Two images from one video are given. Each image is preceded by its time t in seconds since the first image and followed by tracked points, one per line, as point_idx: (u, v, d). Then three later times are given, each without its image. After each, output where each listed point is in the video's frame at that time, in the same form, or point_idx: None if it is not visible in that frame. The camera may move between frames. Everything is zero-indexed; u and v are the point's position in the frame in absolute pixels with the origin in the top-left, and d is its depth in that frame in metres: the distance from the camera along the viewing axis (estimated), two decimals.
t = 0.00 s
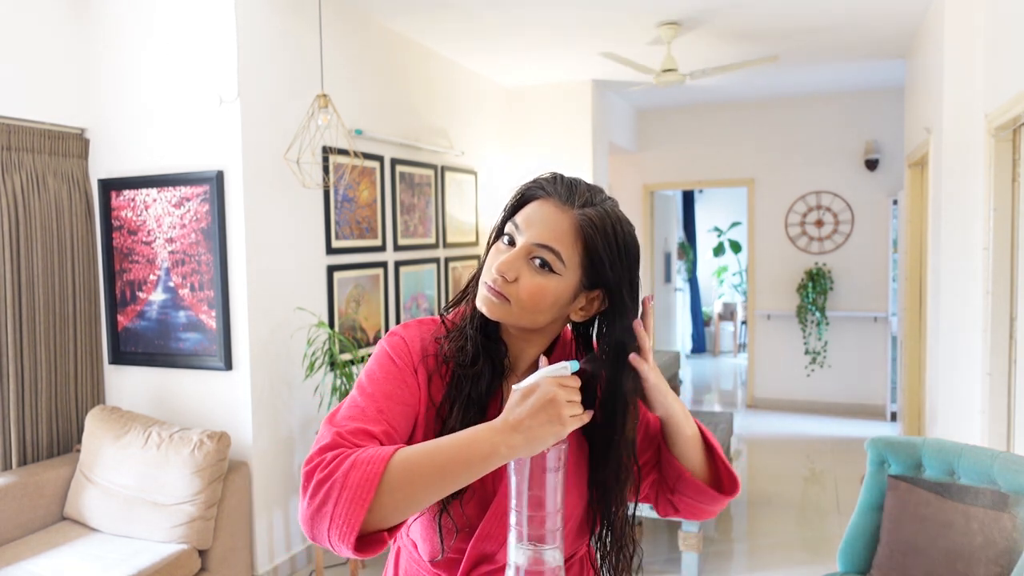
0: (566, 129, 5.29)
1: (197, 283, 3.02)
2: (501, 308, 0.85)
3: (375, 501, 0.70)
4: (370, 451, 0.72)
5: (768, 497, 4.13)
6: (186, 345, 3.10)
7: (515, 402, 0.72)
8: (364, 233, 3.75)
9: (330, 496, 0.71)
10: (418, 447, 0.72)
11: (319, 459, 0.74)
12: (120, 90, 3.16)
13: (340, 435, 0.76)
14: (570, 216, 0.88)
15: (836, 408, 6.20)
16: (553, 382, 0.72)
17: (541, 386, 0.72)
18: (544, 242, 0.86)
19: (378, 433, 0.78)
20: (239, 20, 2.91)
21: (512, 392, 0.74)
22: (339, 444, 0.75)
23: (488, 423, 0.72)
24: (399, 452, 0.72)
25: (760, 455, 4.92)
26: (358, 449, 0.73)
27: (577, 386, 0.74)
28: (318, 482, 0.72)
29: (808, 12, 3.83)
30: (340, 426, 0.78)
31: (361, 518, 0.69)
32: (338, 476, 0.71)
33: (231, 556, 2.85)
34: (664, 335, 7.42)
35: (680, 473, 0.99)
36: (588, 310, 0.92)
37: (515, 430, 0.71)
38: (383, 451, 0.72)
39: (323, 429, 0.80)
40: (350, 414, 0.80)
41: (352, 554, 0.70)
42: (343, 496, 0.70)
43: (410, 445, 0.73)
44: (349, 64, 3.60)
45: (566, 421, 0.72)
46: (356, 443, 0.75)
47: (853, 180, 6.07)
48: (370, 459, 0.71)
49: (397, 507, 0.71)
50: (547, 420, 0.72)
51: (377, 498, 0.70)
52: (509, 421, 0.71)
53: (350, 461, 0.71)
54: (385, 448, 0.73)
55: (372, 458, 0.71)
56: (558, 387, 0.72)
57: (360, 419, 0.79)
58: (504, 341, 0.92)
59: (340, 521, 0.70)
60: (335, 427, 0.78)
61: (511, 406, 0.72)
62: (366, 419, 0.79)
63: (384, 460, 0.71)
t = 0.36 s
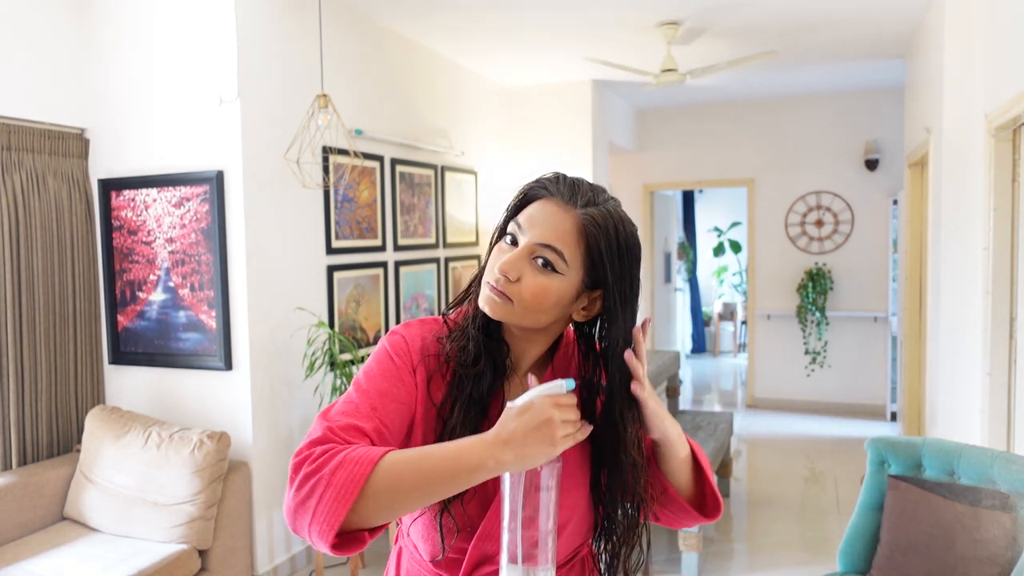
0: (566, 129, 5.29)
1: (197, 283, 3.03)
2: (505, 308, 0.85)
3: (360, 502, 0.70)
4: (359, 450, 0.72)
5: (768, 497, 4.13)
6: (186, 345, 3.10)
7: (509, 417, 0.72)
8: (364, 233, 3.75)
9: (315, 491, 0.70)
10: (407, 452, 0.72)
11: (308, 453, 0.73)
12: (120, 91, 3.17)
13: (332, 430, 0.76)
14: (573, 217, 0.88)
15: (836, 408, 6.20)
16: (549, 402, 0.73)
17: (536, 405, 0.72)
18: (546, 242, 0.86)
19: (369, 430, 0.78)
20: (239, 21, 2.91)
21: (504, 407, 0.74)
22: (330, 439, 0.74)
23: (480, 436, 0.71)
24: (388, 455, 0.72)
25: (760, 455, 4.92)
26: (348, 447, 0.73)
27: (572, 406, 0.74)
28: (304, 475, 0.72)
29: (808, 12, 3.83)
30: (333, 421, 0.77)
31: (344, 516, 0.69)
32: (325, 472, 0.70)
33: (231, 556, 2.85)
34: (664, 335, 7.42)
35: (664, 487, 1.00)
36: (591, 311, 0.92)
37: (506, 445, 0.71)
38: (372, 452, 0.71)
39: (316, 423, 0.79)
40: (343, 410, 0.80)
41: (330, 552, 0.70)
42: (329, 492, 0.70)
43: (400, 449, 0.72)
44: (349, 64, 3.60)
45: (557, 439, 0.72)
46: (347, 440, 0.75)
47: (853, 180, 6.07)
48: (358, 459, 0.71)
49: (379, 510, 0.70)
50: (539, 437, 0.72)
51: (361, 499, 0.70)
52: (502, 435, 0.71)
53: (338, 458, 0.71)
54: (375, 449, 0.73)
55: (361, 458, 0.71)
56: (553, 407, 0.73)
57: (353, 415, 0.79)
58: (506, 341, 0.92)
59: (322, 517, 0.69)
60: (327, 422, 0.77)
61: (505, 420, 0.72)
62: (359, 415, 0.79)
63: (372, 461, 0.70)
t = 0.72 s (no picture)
0: (566, 129, 5.29)
1: (198, 283, 3.02)
2: (507, 307, 0.85)
3: (348, 517, 0.69)
4: (353, 462, 0.71)
5: (768, 497, 4.14)
6: (186, 345, 3.10)
7: (506, 451, 0.71)
8: (364, 233, 3.75)
9: (306, 499, 0.70)
10: (402, 473, 0.71)
11: (302, 458, 0.73)
12: (120, 91, 3.17)
13: (327, 435, 0.75)
14: (574, 214, 0.88)
15: (836, 408, 6.20)
16: (547, 441, 0.71)
17: (534, 441, 0.71)
18: (547, 241, 0.86)
19: (363, 436, 0.78)
20: (238, 20, 2.91)
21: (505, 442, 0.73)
22: (325, 445, 0.74)
23: (475, 467, 0.70)
24: (381, 472, 0.71)
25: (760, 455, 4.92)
26: (343, 456, 0.73)
27: (571, 448, 0.73)
28: (297, 481, 0.71)
29: (807, 12, 3.83)
30: (329, 425, 0.77)
31: (331, 528, 0.69)
32: (317, 481, 0.70)
33: (231, 556, 2.85)
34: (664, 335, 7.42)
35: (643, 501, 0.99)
36: (593, 309, 0.92)
37: (497, 479, 0.69)
38: (366, 467, 0.71)
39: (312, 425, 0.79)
40: (340, 413, 0.79)
41: (313, 563, 0.70)
42: (319, 502, 0.69)
43: (395, 466, 0.71)
44: (349, 64, 3.60)
45: (550, 481, 0.70)
46: (343, 447, 0.75)
47: (853, 180, 6.07)
48: (351, 473, 0.70)
49: (365, 525, 0.70)
50: (532, 475, 0.70)
51: (349, 514, 0.69)
52: (495, 469, 0.70)
53: (332, 468, 0.70)
54: (370, 462, 0.73)
55: (353, 472, 0.70)
56: (550, 446, 0.71)
57: (349, 420, 0.78)
58: (506, 341, 0.92)
59: (309, 527, 0.69)
60: (324, 425, 0.77)
61: (502, 454, 0.71)
62: (354, 420, 0.79)
63: (365, 477, 0.70)
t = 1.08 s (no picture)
0: (566, 129, 5.30)
1: (198, 283, 3.03)
2: (507, 307, 0.85)
3: (339, 533, 0.69)
4: (348, 477, 0.70)
5: (768, 497, 4.13)
6: (186, 345, 3.10)
7: (504, 483, 0.72)
8: (364, 233, 3.75)
9: (298, 511, 0.69)
10: (396, 493, 0.70)
11: (296, 467, 0.72)
12: (120, 91, 3.17)
13: (322, 443, 0.74)
14: (571, 210, 0.88)
15: (836, 408, 6.20)
16: (546, 478, 0.73)
17: (533, 476, 0.72)
18: (546, 239, 0.86)
19: (358, 443, 0.77)
20: (238, 21, 2.91)
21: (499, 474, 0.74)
22: (319, 454, 0.73)
23: (471, 495, 0.70)
24: (375, 491, 0.70)
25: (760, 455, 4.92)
26: (338, 469, 0.72)
27: (568, 486, 0.74)
28: (290, 491, 0.70)
29: (807, 12, 3.83)
30: (324, 432, 0.76)
31: (321, 542, 0.68)
32: (310, 494, 0.69)
33: (231, 556, 2.85)
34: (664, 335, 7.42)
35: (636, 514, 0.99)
36: (593, 306, 0.92)
37: (493, 510, 0.70)
38: (360, 483, 0.70)
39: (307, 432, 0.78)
40: (334, 419, 0.78)
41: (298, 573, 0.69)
42: (311, 516, 0.68)
43: (389, 486, 0.71)
44: (349, 64, 3.60)
45: (545, 514, 0.71)
46: (337, 457, 0.74)
47: (853, 180, 6.07)
48: (345, 489, 0.69)
49: (354, 541, 0.69)
50: (529, 507, 0.71)
51: (339, 530, 0.69)
52: (491, 500, 0.70)
53: (326, 482, 0.69)
54: (365, 477, 0.72)
55: (348, 488, 0.69)
56: (549, 484, 0.72)
57: (344, 427, 0.77)
58: (505, 341, 0.92)
59: (299, 539, 0.68)
60: (319, 432, 0.76)
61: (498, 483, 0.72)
62: (349, 428, 0.78)
63: (359, 494, 0.69)
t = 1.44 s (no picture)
0: (566, 129, 5.30)
1: (197, 283, 3.03)
2: (502, 306, 0.85)
3: (336, 561, 0.69)
4: (349, 506, 0.71)
5: (768, 497, 4.13)
6: (186, 345, 3.10)
7: (503, 532, 0.70)
8: (364, 233, 3.75)
9: (298, 535, 0.70)
10: (394, 531, 0.70)
11: (298, 488, 0.72)
12: (120, 91, 3.17)
13: (322, 461, 0.74)
14: (560, 206, 0.88)
15: (835, 409, 6.20)
16: (545, 533, 0.71)
17: (531, 530, 0.70)
18: (537, 236, 0.86)
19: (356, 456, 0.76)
20: (239, 20, 2.91)
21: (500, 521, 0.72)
22: (320, 476, 0.73)
23: (469, 543, 0.69)
24: (375, 525, 0.70)
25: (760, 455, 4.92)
26: (340, 495, 0.72)
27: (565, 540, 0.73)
28: (292, 512, 0.71)
29: (807, 12, 3.83)
30: (323, 448, 0.75)
31: (318, 570, 0.69)
32: (311, 520, 0.70)
33: (231, 556, 2.85)
34: (664, 335, 7.42)
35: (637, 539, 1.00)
36: (586, 301, 0.93)
37: (487, 562, 0.68)
38: (360, 515, 0.70)
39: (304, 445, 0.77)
40: (332, 432, 0.77)
41: None
42: (310, 543, 0.69)
43: (388, 519, 0.71)
44: (349, 64, 3.60)
45: (539, 569, 0.70)
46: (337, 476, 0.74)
47: (853, 180, 6.07)
48: (345, 519, 0.69)
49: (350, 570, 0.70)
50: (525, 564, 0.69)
51: (336, 559, 0.69)
52: (487, 551, 0.69)
53: (327, 510, 0.70)
54: (366, 506, 0.72)
55: (347, 520, 0.69)
56: (546, 539, 0.71)
57: (344, 441, 0.76)
58: (502, 342, 0.93)
59: (297, 562, 0.69)
60: (318, 448, 0.75)
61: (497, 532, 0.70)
62: (348, 442, 0.77)
63: (357, 527, 0.69)
